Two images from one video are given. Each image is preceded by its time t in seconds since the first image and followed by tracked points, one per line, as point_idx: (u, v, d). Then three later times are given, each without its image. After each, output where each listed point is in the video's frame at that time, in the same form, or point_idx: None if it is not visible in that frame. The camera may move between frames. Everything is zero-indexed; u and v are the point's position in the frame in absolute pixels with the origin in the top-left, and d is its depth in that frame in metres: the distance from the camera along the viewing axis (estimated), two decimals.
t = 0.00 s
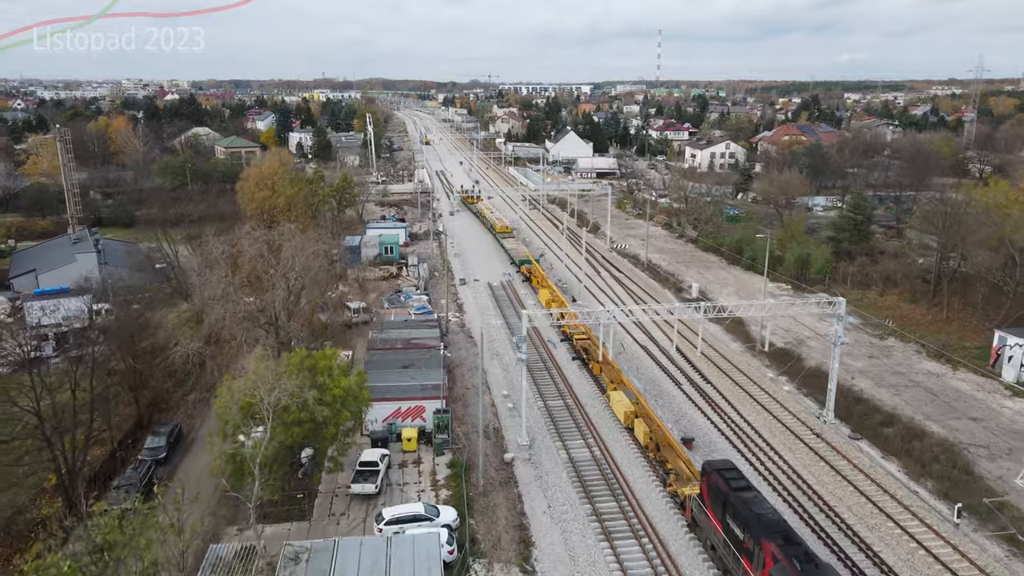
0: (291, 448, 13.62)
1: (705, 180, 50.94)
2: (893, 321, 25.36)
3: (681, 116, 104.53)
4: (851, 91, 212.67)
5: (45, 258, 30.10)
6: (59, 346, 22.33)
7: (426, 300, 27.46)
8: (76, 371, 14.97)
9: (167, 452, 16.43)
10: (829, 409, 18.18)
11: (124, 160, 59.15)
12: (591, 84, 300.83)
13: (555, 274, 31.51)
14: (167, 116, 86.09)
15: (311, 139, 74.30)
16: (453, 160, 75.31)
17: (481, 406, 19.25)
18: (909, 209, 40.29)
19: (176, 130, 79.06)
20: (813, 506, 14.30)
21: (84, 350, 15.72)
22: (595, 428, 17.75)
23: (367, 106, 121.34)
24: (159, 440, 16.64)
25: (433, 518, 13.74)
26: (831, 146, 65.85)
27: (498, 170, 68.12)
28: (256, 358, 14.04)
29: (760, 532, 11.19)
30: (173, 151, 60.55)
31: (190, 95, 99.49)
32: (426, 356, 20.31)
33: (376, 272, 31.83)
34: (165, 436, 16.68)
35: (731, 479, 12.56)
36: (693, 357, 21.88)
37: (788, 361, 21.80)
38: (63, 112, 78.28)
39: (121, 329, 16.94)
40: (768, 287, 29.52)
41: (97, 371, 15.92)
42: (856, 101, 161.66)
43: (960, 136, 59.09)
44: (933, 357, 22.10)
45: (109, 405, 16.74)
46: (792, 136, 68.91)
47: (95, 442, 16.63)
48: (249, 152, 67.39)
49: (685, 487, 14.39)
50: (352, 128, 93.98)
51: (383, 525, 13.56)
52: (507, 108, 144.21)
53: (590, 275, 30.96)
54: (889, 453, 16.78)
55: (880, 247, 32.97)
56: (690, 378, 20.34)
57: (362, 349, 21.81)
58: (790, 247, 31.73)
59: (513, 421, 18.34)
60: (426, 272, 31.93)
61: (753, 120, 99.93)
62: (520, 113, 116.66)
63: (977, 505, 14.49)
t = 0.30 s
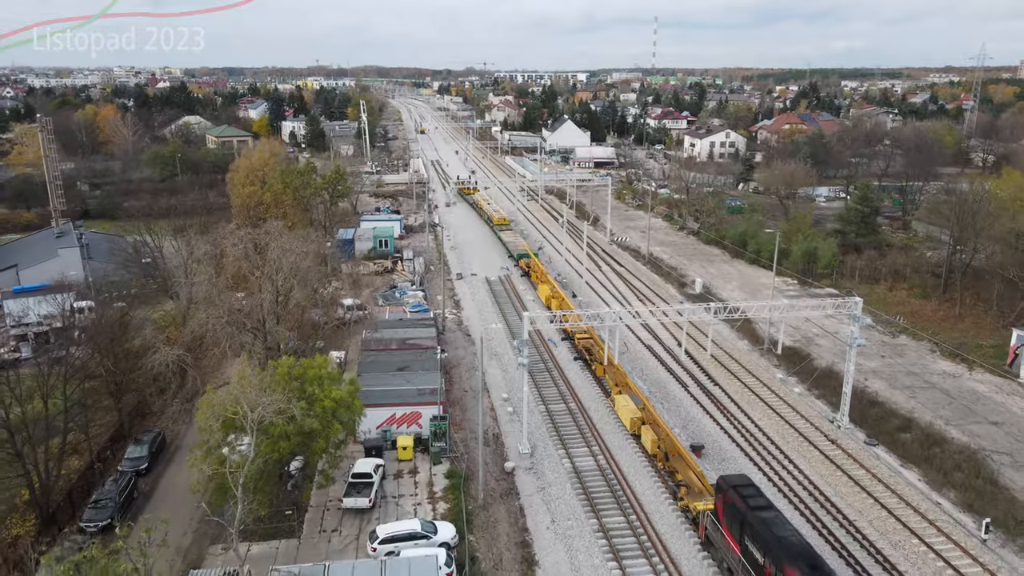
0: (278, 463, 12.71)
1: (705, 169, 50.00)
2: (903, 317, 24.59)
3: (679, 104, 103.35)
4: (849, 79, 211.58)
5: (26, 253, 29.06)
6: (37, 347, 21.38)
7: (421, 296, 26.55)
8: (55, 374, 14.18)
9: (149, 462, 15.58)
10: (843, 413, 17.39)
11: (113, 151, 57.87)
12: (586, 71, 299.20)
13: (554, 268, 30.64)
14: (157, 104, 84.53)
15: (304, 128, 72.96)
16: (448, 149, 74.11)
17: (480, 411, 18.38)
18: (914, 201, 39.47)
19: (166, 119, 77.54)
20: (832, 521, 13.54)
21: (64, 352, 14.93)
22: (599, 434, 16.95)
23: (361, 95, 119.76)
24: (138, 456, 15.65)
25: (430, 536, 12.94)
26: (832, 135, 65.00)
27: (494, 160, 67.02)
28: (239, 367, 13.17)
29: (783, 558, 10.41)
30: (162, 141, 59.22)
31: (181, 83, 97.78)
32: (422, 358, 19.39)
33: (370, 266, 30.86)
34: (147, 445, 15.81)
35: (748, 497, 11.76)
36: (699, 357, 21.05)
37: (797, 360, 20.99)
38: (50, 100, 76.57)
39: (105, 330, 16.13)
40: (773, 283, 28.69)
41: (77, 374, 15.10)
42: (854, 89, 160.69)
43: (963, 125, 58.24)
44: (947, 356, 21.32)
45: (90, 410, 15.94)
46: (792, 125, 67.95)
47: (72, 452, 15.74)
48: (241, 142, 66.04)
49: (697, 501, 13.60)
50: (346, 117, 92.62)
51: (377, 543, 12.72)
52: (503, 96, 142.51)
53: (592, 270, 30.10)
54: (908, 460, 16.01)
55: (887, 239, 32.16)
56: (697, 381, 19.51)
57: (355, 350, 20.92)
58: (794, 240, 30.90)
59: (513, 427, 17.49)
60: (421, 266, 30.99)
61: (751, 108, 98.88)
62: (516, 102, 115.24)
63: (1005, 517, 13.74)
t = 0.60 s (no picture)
0: (262, 480, 11.84)
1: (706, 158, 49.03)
2: (914, 313, 23.82)
3: (677, 92, 102.09)
4: (846, 66, 209.99)
5: (7, 247, 28.04)
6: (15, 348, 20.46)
7: (416, 292, 25.67)
8: (26, 379, 13.28)
9: (128, 474, 14.67)
10: (858, 418, 16.59)
11: (100, 139, 56.55)
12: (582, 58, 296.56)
13: (553, 262, 29.78)
14: (147, 91, 82.94)
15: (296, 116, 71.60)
16: (444, 138, 72.94)
17: (478, 417, 17.54)
18: (920, 191, 38.62)
19: (156, 107, 76.01)
20: (852, 537, 12.78)
21: (35, 356, 14.05)
22: (603, 442, 16.15)
23: (355, 82, 118.14)
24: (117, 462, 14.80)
25: (426, 557, 12.11)
26: (833, 123, 64.06)
27: (490, 149, 65.89)
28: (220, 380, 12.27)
29: None
30: (151, 130, 57.93)
31: (170, 70, 95.98)
32: (417, 360, 18.51)
33: (363, 260, 29.93)
34: (126, 455, 14.90)
35: (767, 517, 10.95)
36: (705, 357, 20.23)
37: (808, 360, 20.20)
38: (36, 87, 74.91)
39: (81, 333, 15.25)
40: (779, 277, 27.86)
41: (51, 380, 14.20)
42: (852, 76, 159.56)
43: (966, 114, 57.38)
44: (962, 355, 20.56)
45: (66, 419, 15.07)
46: (793, 113, 66.98)
47: (47, 464, 14.87)
48: (232, 130, 64.72)
49: (709, 517, 12.81)
50: (340, 105, 91.15)
51: (368, 566, 11.86)
52: (498, 83, 140.95)
53: (592, 264, 29.26)
54: (927, 469, 15.24)
55: (894, 232, 31.36)
56: (704, 383, 18.69)
57: (348, 351, 20.05)
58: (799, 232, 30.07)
59: (512, 434, 16.66)
60: (416, 260, 30.07)
61: (750, 95, 97.59)
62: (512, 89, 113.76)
63: None
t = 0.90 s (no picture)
0: (241, 502, 11.00)
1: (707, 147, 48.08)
2: (926, 310, 23.04)
3: (674, 79, 100.91)
4: (844, 53, 208.69)
5: None
6: None
7: (410, 288, 24.76)
8: None
9: (103, 489, 13.82)
10: (875, 425, 15.80)
11: (87, 129, 55.19)
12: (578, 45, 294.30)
13: (552, 256, 28.90)
14: (136, 79, 81.36)
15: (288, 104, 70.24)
16: (439, 127, 71.76)
17: (475, 424, 16.69)
18: (926, 181, 37.76)
19: (145, 95, 74.49)
20: (874, 558, 12.02)
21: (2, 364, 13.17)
22: (607, 452, 15.34)
23: (348, 69, 116.47)
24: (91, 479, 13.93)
25: None
26: (835, 111, 63.12)
27: (486, 138, 64.78)
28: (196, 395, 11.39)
29: None
30: (139, 119, 56.60)
31: (161, 57, 94.14)
32: (410, 364, 17.64)
33: (355, 254, 28.96)
34: (101, 470, 14.03)
35: (787, 543, 10.18)
36: (711, 358, 19.41)
37: (818, 361, 19.40)
38: (22, 75, 73.30)
39: (53, 339, 14.36)
40: (785, 272, 27.03)
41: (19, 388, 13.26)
42: (848, 64, 158.86)
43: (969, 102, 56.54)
44: (978, 356, 19.81)
45: (37, 430, 14.19)
46: (793, 102, 66.03)
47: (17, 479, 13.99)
48: (223, 119, 63.37)
49: (723, 539, 12.06)
50: (333, 92, 89.70)
51: None
52: (494, 70, 139.27)
53: (592, 259, 28.41)
54: (949, 480, 14.47)
55: (902, 225, 30.55)
56: (710, 388, 17.87)
57: (338, 353, 19.16)
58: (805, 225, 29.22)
59: (511, 444, 15.82)
60: (410, 254, 29.13)
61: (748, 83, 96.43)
62: (507, 76, 112.35)
63: None
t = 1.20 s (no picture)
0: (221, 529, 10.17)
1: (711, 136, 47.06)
2: (941, 308, 22.20)
3: (675, 66, 99.53)
4: (845, 40, 206.53)
5: None
6: None
7: (406, 286, 23.86)
8: None
9: (80, 506, 13.00)
10: (895, 435, 14.98)
11: (78, 118, 54.04)
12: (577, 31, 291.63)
13: (553, 251, 28.01)
14: (129, 67, 80.02)
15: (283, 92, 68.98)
16: (437, 115, 70.57)
17: (474, 434, 15.86)
18: (936, 172, 36.82)
19: (138, 83, 73.22)
20: None
21: None
22: (613, 464, 14.53)
23: (345, 57, 114.96)
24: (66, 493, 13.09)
25: None
26: (839, 99, 62.00)
27: (485, 127, 63.66)
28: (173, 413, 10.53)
29: None
30: (131, 108, 55.40)
31: (155, 44, 92.71)
32: (406, 368, 16.78)
33: (350, 249, 28.04)
34: (77, 484, 13.21)
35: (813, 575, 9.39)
36: (721, 362, 18.57)
37: (832, 364, 18.56)
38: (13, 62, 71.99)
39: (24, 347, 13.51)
40: (794, 268, 26.16)
41: None
42: (850, 51, 157.10)
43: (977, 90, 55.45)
44: (999, 358, 18.97)
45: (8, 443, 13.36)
46: (797, 90, 64.88)
47: None
48: (217, 107, 62.17)
49: (739, 564, 11.29)
50: (330, 80, 88.42)
51: None
52: (492, 58, 137.64)
53: (595, 254, 27.52)
54: (975, 494, 13.66)
55: (913, 218, 29.65)
56: (721, 393, 17.04)
57: (331, 356, 18.29)
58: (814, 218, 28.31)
59: (512, 455, 15.00)
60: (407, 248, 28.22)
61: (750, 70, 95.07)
62: (506, 63, 110.86)
63: None
